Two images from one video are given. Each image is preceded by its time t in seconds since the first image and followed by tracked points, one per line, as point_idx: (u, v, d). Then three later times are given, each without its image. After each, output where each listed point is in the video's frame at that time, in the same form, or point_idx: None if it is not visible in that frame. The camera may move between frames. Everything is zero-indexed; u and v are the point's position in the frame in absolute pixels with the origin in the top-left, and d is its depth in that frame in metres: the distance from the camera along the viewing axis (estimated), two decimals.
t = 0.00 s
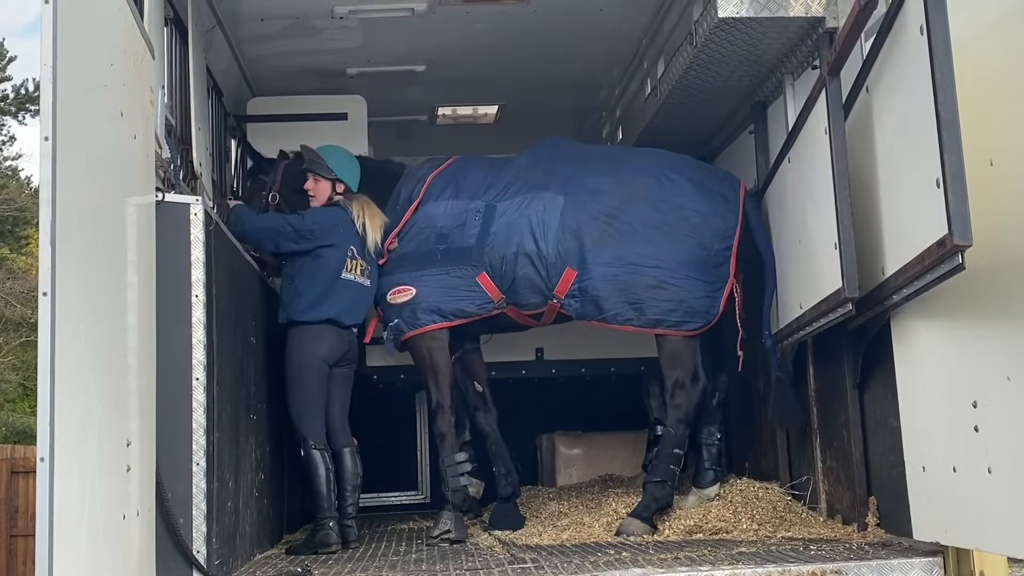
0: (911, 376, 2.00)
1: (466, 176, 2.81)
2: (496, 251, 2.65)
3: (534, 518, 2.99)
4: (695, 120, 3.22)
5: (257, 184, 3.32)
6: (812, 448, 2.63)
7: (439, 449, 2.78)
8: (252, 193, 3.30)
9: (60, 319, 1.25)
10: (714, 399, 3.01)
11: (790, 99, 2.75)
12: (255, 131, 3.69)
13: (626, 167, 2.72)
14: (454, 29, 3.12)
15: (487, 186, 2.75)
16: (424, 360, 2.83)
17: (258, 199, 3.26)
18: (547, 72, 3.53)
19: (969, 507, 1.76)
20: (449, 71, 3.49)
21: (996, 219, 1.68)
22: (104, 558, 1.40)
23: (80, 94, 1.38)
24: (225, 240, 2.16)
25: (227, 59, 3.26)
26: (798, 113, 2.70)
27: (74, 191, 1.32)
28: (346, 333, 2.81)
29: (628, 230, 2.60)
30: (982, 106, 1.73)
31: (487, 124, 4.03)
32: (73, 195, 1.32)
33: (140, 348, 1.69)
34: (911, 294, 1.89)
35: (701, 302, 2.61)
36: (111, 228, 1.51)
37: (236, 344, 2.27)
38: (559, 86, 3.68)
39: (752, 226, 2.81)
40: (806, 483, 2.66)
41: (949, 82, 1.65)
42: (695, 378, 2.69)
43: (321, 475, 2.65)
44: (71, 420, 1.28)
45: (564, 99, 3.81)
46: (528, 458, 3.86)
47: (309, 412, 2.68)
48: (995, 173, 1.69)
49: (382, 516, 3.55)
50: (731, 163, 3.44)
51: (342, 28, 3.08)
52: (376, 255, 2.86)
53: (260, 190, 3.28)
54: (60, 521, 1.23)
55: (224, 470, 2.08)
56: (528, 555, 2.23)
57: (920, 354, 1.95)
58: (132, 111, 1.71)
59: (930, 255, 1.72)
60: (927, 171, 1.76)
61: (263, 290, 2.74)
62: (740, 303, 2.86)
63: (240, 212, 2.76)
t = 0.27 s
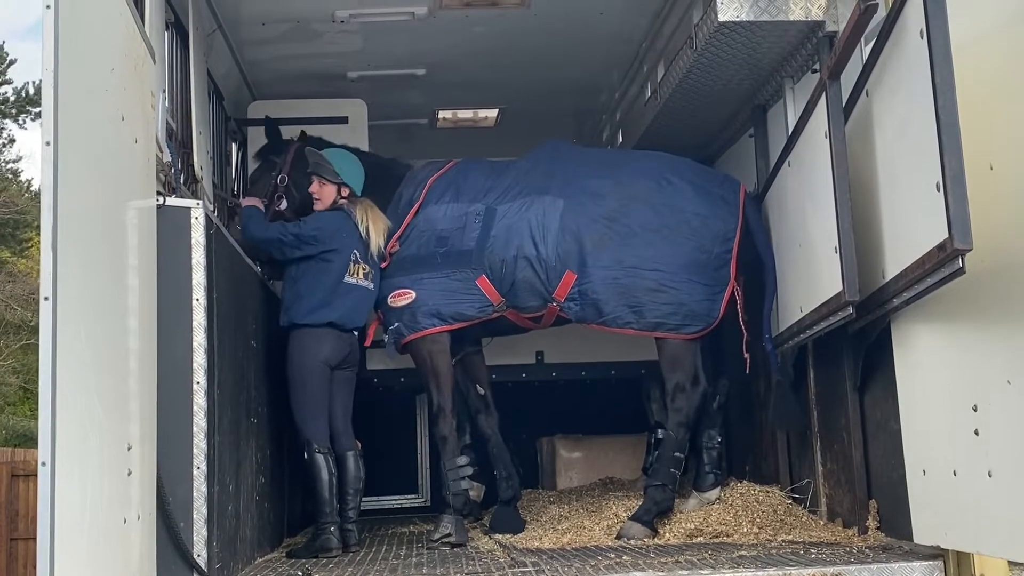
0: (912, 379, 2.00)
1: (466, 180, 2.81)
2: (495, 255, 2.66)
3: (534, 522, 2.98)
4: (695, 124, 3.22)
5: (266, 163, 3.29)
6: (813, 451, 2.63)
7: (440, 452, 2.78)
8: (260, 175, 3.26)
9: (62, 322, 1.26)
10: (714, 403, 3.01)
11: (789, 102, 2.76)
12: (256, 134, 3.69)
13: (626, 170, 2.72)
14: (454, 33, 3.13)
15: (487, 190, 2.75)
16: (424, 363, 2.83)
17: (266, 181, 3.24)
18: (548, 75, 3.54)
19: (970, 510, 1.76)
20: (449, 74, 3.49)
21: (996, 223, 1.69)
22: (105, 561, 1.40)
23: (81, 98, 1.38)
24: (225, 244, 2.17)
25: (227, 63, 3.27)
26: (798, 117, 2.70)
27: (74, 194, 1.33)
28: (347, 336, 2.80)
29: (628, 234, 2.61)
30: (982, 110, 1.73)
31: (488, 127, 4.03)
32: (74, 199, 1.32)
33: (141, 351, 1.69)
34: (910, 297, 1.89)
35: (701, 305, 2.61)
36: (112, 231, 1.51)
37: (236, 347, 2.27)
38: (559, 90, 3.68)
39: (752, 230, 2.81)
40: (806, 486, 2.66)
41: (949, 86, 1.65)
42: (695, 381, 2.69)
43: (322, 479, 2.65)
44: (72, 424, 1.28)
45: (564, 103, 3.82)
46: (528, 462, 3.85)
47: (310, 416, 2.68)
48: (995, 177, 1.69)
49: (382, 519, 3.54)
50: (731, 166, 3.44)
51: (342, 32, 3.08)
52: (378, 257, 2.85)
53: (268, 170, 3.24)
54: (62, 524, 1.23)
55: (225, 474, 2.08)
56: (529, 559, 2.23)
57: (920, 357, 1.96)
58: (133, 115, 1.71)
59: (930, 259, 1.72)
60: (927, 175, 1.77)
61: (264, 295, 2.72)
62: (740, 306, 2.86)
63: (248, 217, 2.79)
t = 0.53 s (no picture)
0: (912, 383, 2.00)
1: (466, 183, 2.81)
2: (495, 259, 2.66)
3: (535, 525, 2.98)
4: (696, 127, 3.22)
5: (279, 142, 3.35)
6: (813, 454, 2.63)
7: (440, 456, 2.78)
8: (275, 154, 3.32)
9: (63, 326, 1.26)
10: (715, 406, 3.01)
11: (789, 105, 2.76)
12: (256, 137, 3.69)
13: (626, 174, 2.72)
14: (454, 36, 3.13)
15: (487, 193, 2.75)
16: (424, 366, 2.83)
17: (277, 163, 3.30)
18: (548, 78, 3.54)
19: (970, 513, 1.76)
20: (449, 78, 3.49)
21: (995, 227, 1.69)
22: (105, 566, 1.40)
23: (82, 101, 1.38)
24: (226, 248, 2.17)
25: (227, 66, 3.27)
26: (797, 120, 2.71)
27: (75, 198, 1.33)
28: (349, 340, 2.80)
29: (628, 238, 2.61)
30: (982, 114, 1.73)
31: (488, 130, 4.03)
32: (75, 204, 1.32)
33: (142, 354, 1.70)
34: (910, 301, 1.89)
35: (702, 309, 2.61)
36: (112, 235, 1.51)
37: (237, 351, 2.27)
38: (559, 93, 3.68)
39: (752, 233, 2.82)
40: (807, 489, 2.66)
41: (948, 91, 1.65)
42: (695, 384, 2.69)
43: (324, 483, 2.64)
44: (73, 427, 1.28)
45: (564, 106, 3.82)
46: (528, 465, 3.85)
47: (311, 420, 2.68)
48: (995, 180, 1.69)
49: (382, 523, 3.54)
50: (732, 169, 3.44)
51: (343, 35, 3.09)
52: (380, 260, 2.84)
53: (281, 149, 3.32)
54: (62, 528, 1.23)
55: (225, 477, 2.08)
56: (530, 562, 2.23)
57: (920, 361, 1.96)
58: (134, 118, 1.72)
59: (930, 263, 1.73)
60: (927, 179, 1.77)
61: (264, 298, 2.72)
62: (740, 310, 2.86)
63: (252, 222, 2.76)
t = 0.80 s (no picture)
0: (912, 386, 2.00)
1: (467, 186, 2.82)
2: (495, 263, 2.66)
3: (535, 528, 2.98)
4: (696, 130, 3.22)
5: (277, 144, 3.33)
6: (813, 457, 2.63)
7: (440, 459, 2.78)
8: (274, 155, 3.31)
9: (63, 329, 1.26)
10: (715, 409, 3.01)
11: (789, 109, 2.77)
12: (256, 140, 3.69)
13: (627, 177, 2.72)
14: (454, 39, 3.13)
15: (488, 197, 2.75)
16: (425, 369, 2.83)
17: (276, 165, 3.29)
18: (548, 82, 3.54)
19: (970, 517, 1.76)
20: (449, 81, 3.50)
21: (995, 231, 1.69)
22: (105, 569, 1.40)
23: (83, 105, 1.39)
24: (226, 251, 2.17)
25: (228, 69, 3.27)
26: (797, 124, 2.71)
27: (76, 201, 1.33)
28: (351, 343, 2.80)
29: (629, 242, 2.61)
30: (982, 118, 1.73)
31: (488, 133, 4.04)
32: (75, 207, 1.33)
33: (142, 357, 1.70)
34: (911, 305, 1.90)
35: (703, 313, 2.61)
36: (113, 237, 1.51)
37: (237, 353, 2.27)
38: (560, 96, 3.69)
39: (752, 237, 2.82)
40: (807, 492, 2.66)
41: (948, 94, 1.66)
42: (695, 387, 2.69)
43: (324, 486, 2.65)
44: (73, 430, 1.28)
45: (564, 109, 3.82)
46: (528, 467, 3.85)
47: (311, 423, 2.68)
48: (995, 183, 1.69)
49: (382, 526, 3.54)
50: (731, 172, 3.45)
51: (344, 38, 3.09)
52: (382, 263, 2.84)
53: (279, 151, 3.31)
54: (63, 530, 1.23)
55: (225, 479, 2.08)
56: (530, 565, 2.23)
57: (920, 364, 1.96)
58: (135, 122, 1.72)
59: (931, 267, 1.73)
60: (927, 183, 1.77)
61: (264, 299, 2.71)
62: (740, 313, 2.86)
63: (252, 219, 2.79)
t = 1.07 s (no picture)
0: (912, 389, 2.01)
1: (467, 189, 2.82)
2: (496, 266, 2.66)
3: (535, 531, 2.98)
4: (696, 133, 3.23)
5: (277, 148, 3.34)
6: (813, 460, 2.63)
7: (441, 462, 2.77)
8: (274, 159, 3.31)
9: (66, 331, 1.26)
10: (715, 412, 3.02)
11: (790, 112, 2.77)
12: (257, 142, 3.70)
13: (627, 180, 2.73)
14: (455, 43, 3.14)
15: (488, 199, 2.76)
16: (425, 371, 2.83)
17: (275, 169, 3.29)
18: (549, 85, 3.55)
19: (970, 519, 1.77)
20: (450, 84, 3.50)
21: (995, 234, 1.69)
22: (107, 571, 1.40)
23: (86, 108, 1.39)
24: (227, 253, 2.17)
25: (229, 72, 3.28)
26: (798, 127, 2.72)
27: (78, 204, 1.33)
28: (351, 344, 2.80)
29: (629, 244, 2.61)
30: (982, 121, 1.74)
31: (489, 136, 4.04)
32: (78, 210, 1.33)
33: (144, 359, 1.70)
34: (911, 308, 1.90)
35: (703, 315, 2.61)
36: (115, 240, 1.52)
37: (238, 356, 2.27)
38: (560, 99, 3.69)
39: (752, 239, 2.82)
40: (807, 495, 2.66)
41: (948, 98, 1.66)
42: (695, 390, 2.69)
43: (324, 489, 2.65)
44: (76, 432, 1.29)
45: (564, 112, 3.83)
46: (529, 470, 3.85)
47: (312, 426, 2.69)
48: (995, 187, 1.70)
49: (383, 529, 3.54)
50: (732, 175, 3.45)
51: (345, 41, 3.10)
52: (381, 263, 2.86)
53: (279, 155, 3.31)
54: (65, 532, 1.23)
55: (226, 481, 2.08)
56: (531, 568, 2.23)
57: (921, 367, 1.96)
58: (137, 125, 1.73)
59: (931, 269, 1.73)
60: (927, 186, 1.78)
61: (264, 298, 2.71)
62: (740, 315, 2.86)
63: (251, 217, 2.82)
